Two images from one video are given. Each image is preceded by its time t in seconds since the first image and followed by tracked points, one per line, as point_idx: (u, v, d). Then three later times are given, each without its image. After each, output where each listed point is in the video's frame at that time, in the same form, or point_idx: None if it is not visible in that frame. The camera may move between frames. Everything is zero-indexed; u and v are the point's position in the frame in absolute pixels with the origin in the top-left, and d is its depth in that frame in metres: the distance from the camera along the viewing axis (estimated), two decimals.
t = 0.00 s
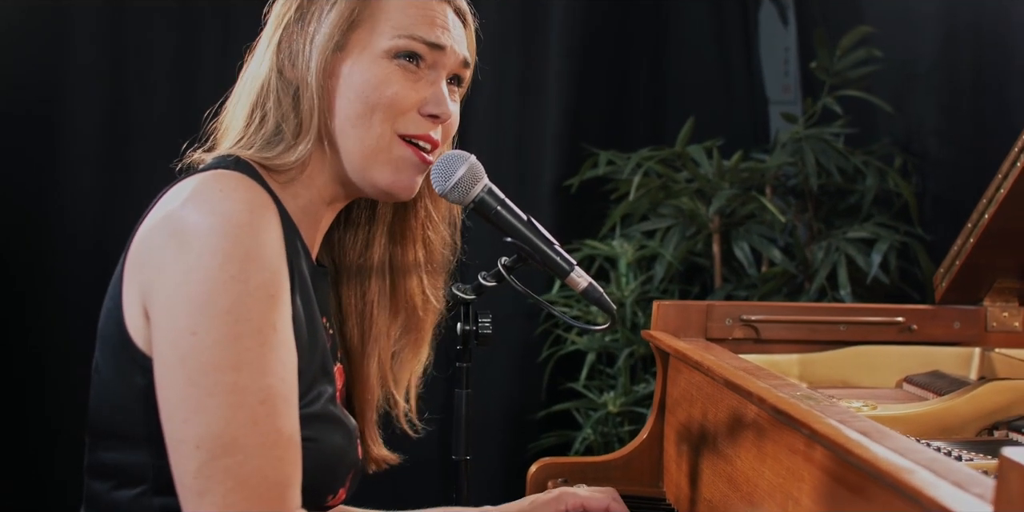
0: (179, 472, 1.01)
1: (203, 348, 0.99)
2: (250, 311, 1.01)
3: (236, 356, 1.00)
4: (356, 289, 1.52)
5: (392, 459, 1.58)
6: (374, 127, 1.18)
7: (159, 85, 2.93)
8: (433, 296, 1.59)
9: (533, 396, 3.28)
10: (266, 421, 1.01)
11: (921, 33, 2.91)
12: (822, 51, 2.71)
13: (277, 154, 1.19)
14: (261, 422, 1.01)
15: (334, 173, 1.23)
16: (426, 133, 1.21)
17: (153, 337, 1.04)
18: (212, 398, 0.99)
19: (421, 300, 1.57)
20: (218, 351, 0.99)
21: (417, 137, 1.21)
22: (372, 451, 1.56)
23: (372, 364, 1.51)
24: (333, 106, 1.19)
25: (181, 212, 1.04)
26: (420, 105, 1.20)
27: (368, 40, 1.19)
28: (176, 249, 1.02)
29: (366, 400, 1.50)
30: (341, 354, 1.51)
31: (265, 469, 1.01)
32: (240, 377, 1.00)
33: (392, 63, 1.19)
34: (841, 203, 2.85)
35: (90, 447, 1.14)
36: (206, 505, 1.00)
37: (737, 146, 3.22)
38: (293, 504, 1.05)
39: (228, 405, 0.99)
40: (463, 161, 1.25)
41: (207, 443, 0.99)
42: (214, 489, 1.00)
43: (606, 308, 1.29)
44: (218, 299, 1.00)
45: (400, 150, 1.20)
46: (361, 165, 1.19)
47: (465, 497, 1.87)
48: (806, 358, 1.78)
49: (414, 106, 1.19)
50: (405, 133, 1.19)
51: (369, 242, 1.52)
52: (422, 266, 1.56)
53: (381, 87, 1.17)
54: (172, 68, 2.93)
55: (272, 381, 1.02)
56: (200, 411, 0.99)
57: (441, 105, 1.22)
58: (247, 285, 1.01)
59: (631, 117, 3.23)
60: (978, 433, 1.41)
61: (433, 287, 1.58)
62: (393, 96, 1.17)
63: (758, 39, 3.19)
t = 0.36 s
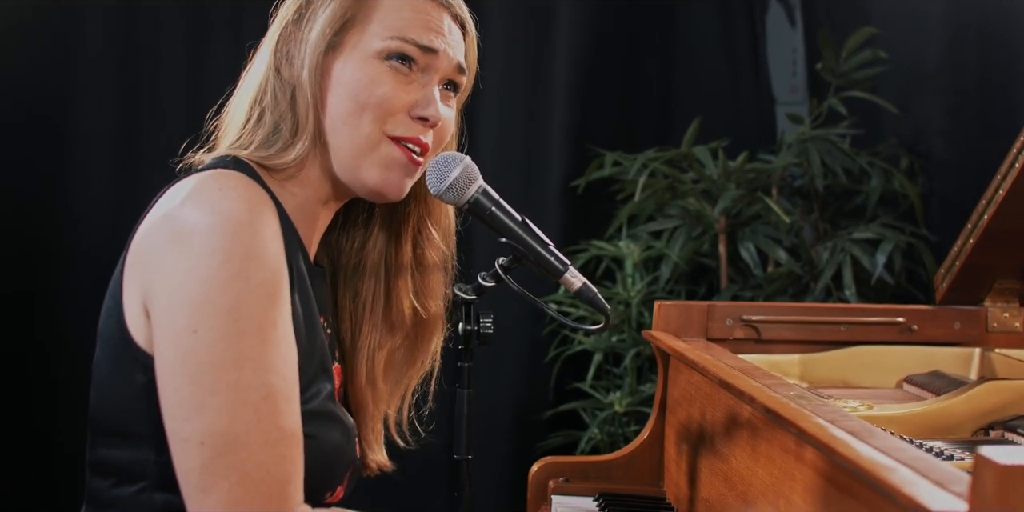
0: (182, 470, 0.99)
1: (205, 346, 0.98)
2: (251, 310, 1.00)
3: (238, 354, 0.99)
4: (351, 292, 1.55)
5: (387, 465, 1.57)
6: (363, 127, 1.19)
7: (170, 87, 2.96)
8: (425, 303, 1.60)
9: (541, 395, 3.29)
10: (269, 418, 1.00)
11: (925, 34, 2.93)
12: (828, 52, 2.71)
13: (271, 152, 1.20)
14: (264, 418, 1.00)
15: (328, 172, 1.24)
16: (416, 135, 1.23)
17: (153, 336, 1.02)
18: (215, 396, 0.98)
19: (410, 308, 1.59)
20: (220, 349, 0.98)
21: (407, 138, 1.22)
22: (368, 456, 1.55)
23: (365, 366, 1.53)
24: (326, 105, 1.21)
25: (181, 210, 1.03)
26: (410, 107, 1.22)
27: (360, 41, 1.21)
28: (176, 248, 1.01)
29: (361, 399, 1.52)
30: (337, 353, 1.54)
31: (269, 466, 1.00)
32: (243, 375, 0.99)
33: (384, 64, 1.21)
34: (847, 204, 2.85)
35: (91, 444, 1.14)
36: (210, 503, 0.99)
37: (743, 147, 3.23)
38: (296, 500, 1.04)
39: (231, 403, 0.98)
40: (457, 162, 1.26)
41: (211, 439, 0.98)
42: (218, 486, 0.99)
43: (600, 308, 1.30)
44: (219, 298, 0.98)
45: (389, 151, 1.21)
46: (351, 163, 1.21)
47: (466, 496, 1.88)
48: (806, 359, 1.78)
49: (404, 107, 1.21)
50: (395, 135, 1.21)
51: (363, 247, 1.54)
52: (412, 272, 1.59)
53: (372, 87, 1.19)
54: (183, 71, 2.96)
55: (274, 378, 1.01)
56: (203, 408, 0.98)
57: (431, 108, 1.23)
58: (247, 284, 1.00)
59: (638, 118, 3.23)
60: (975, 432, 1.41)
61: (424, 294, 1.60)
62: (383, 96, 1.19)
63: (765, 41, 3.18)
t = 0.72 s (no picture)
0: (180, 458, 0.99)
1: (200, 334, 0.98)
2: (247, 298, 1.00)
3: (233, 342, 0.99)
4: (366, 278, 1.55)
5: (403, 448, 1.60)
6: (352, 112, 1.22)
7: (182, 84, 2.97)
8: (447, 284, 1.63)
9: (551, 392, 3.30)
10: (264, 405, 1.00)
11: (934, 31, 2.96)
12: (837, 49, 2.69)
13: (267, 145, 1.23)
14: (260, 406, 0.99)
15: (324, 160, 1.26)
16: (406, 115, 1.25)
17: (151, 326, 1.03)
18: (211, 383, 0.98)
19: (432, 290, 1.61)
20: (215, 337, 0.98)
21: (397, 118, 1.24)
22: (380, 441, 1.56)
23: (384, 353, 1.53)
24: (316, 94, 1.23)
25: (178, 201, 1.04)
26: (397, 87, 1.24)
27: (343, 26, 1.22)
28: (173, 238, 1.02)
29: (380, 388, 1.53)
30: (341, 347, 1.52)
31: (266, 453, 1.00)
32: (238, 362, 0.99)
33: (368, 48, 1.22)
34: (856, 200, 2.84)
35: (92, 432, 1.16)
36: (207, 490, 0.99)
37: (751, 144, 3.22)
38: (296, 490, 1.03)
39: (227, 390, 0.98)
40: (456, 154, 1.27)
41: (205, 428, 0.98)
42: (214, 473, 0.99)
43: (598, 300, 1.30)
44: (214, 287, 0.99)
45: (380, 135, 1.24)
46: (344, 149, 1.23)
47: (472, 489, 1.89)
48: (810, 353, 1.79)
49: (391, 88, 1.23)
50: (382, 116, 1.23)
51: (378, 233, 1.55)
52: (431, 257, 1.60)
53: (357, 72, 1.21)
54: (193, 69, 2.97)
55: (269, 366, 1.01)
56: (198, 395, 0.98)
57: (418, 86, 1.25)
58: (242, 273, 1.01)
59: (648, 115, 3.22)
60: (976, 426, 1.41)
61: (445, 274, 1.62)
62: (369, 79, 1.21)
63: (774, 38, 3.14)
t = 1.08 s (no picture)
0: (178, 456, 1.01)
1: (198, 334, 1.00)
2: (245, 297, 1.02)
3: (231, 341, 1.00)
4: (355, 280, 1.57)
5: (391, 449, 1.60)
6: (364, 119, 1.22)
7: (193, 85, 2.98)
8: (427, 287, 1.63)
9: (560, 391, 3.30)
10: (262, 403, 1.01)
11: (943, 30, 2.95)
12: (845, 48, 2.68)
13: (272, 146, 1.23)
14: (258, 405, 1.01)
15: (329, 165, 1.26)
16: (415, 124, 1.25)
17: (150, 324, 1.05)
18: (208, 382, 1.00)
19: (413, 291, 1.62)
20: (213, 336, 1.00)
21: (407, 128, 1.24)
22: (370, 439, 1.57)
23: (369, 354, 1.55)
24: (325, 99, 1.23)
25: (178, 201, 1.05)
26: (409, 97, 1.24)
27: (358, 34, 1.22)
28: (173, 238, 1.03)
29: (364, 389, 1.53)
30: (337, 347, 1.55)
31: (262, 452, 1.01)
32: (236, 361, 1.00)
33: (382, 56, 1.23)
34: (865, 200, 2.83)
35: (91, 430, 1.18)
36: (205, 488, 1.01)
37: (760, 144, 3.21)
38: (293, 488, 1.04)
39: (224, 388, 1.00)
40: (452, 153, 1.29)
41: (204, 426, 1.00)
42: (212, 471, 1.00)
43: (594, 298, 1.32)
44: (213, 286, 1.00)
45: (391, 143, 1.23)
46: (353, 155, 1.23)
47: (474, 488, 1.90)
48: (813, 353, 1.79)
49: (403, 97, 1.23)
50: (393, 124, 1.23)
51: (367, 234, 1.57)
52: (416, 259, 1.61)
53: (370, 80, 1.21)
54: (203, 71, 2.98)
55: (267, 365, 1.02)
56: (197, 394, 1.00)
57: (430, 97, 1.25)
58: (240, 272, 1.02)
59: (657, 115, 3.21)
60: (976, 425, 1.40)
61: (427, 279, 1.62)
62: (382, 88, 1.21)
63: (783, 38, 3.15)
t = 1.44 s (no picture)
0: (182, 457, 1.02)
1: (200, 335, 1.00)
2: (246, 298, 1.02)
3: (232, 342, 1.01)
4: (353, 281, 1.59)
5: (391, 448, 1.62)
6: (365, 120, 1.23)
7: (201, 87, 2.97)
8: (430, 289, 1.66)
9: (570, 392, 3.31)
10: (263, 403, 1.02)
11: (953, 31, 2.96)
12: (854, 50, 2.68)
13: (273, 146, 1.25)
14: (259, 405, 1.01)
15: (331, 165, 1.28)
16: (416, 125, 1.26)
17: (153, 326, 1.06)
18: (211, 383, 1.00)
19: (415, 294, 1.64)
20: (214, 337, 1.00)
21: (408, 129, 1.26)
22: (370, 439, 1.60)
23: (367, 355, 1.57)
24: (325, 99, 1.25)
25: (180, 203, 1.06)
26: (410, 98, 1.25)
27: (359, 36, 1.24)
28: (175, 240, 1.04)
29: (363, 389, 1.56)
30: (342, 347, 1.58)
31: (265, 452, 1.02)
32: (237, 362, 1.01)
33: (383, 58, 1.24)
34: (873, 203, 2.83)
35: (95, 430, 1.20)
36: (208, 489, 1.01)
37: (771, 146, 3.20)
38: (296, 489, 1.05)
39: (226, 389, 1.00)
40: (451, 156, 1.31)
41: (207, 426, 1.00)
42: (216, 472, 1.00)
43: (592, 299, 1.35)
44: (214, 287, 1.01)
45: (392, 144, 1.25)
46: (355, 156, 1.24)
47: (479, 487, 1.91)
48: (816, 353, 1.80)
49: (404, 98, 1.24)
50: (395, 125, 1.24)
51: (365, 236, 1.59)
52: (415, 261, 1.64)
53: (372, 81, 1.23)
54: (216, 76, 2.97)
55: (269, 366, 1.03)
56: (199, 395, 1.00)
57: (431, 98, 1.27)
58: (241, 274, 1.03)
59: (668, 117, 3.21)
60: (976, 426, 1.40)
61: (428, 280, 1.65)
62: (384, 89, 1.23)
63: (794, 41, 3.15)
